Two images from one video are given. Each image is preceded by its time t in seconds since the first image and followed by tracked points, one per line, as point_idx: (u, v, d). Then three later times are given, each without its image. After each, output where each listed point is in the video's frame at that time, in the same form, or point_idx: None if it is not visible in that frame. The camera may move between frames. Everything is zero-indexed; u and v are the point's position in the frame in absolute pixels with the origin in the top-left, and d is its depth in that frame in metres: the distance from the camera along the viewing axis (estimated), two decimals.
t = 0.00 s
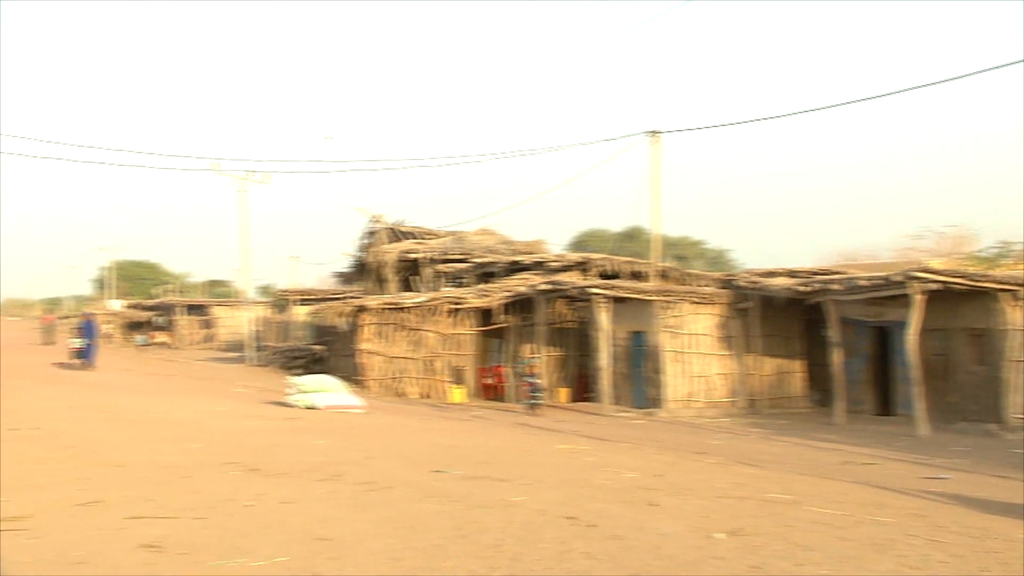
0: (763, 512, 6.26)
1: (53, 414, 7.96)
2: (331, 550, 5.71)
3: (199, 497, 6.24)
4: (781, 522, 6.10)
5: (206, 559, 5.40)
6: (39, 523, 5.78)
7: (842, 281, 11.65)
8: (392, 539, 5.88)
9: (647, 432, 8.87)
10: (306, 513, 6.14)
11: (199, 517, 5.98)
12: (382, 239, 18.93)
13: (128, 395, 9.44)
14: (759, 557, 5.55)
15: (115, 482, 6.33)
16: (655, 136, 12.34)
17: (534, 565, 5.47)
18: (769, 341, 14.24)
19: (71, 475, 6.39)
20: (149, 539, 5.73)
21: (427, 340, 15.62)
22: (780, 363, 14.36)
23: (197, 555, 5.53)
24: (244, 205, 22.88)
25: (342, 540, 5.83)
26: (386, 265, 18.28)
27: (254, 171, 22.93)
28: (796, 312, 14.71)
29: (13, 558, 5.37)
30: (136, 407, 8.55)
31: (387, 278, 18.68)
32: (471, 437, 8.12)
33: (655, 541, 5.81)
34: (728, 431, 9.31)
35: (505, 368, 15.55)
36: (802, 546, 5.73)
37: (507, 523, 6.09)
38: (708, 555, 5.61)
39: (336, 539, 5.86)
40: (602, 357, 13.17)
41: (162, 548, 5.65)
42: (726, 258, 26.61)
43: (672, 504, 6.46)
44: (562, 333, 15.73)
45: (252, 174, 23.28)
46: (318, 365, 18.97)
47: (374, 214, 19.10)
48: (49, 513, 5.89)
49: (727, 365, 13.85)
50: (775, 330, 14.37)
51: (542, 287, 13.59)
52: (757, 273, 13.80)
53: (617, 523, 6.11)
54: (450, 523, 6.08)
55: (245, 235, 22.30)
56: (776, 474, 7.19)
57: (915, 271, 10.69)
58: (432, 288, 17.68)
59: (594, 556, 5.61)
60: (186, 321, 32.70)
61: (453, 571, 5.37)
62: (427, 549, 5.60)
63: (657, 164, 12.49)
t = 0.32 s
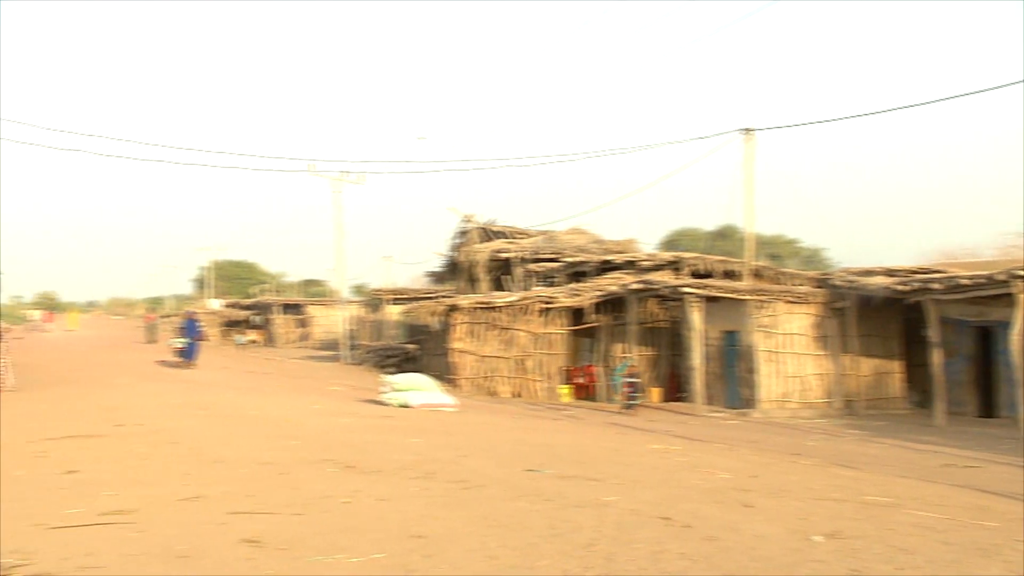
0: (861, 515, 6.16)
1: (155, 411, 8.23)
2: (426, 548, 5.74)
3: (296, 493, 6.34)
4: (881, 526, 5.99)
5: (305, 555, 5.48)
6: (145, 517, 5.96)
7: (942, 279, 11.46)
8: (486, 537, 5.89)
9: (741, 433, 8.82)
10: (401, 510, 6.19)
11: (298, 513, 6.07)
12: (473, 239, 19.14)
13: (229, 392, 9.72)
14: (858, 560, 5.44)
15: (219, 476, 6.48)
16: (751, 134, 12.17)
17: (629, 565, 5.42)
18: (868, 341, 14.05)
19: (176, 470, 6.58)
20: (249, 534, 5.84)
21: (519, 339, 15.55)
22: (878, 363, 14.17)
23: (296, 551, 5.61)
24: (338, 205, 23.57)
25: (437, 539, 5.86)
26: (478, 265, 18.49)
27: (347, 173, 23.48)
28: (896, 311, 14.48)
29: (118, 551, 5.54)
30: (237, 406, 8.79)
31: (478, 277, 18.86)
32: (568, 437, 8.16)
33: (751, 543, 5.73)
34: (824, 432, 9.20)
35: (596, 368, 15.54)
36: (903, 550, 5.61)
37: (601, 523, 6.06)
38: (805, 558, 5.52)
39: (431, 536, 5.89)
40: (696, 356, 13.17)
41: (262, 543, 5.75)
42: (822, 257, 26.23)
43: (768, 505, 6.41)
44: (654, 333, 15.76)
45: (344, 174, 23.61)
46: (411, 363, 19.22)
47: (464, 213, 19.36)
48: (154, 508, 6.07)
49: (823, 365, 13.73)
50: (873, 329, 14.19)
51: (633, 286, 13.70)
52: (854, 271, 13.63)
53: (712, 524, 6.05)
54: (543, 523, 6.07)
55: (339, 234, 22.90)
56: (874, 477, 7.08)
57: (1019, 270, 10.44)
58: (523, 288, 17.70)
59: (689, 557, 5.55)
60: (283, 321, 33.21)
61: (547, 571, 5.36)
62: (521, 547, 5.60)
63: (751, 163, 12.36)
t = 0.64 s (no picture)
0: (970, 519, 6.05)
1: (258, 410, 8.49)
2: (525, 546, 5.75)
3: (395, 490, 6.41)
4: (990, 531, 5.85)
5: (405, 551, 5.53)
6: (250, 513, 6.08)
7: None
8: (585, 536, 5.88)
9: (841, 434, 8.73)
10: (498, 508, 6.24)
11: (397, 510, 6.14)
12: (568, 238, 19.35)
13: (329, 392, 10.02)
14: (968, 566, 5.31)
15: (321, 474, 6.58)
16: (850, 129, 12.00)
17: (730, 566, 5.36)
18: (973, 341, 13.86)
19: (279, 468, 6.70)
20: (350, 530, 5.91)
21: (614, 339, 15.71)
22: (985, 364, 14.00)
23: (397, 548, 5.67)
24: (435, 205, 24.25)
25: (536, 537, 5.86)
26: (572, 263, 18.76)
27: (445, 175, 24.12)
28: (1003, 311, 14.27)
29: (224, 545, 5.67)
30: (341, 406, 9.05)
31: (572, 275, 19.08)
32: (666, 439, 8.17)
33: (854, 546, 5.63)
34: (928, 434, 9.05)
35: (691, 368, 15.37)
36: (1016, 556, 5.45)
37: (700, 523, 6.03)
38: (912, 562, 5.41)
39: (529, 535, 5.90)
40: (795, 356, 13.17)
41: (363, 539, 5.81)
42: (924, 254, 25.54)
43: (872, 508, 6.34)
44: (751, 333, 15.72)
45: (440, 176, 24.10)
46: (506, 363, 19.30)
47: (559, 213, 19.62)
48: (257, 505, 6.18)
49: (926, 366, 13.48)
50: (979, 329, 14.00)
51: (730, 285, 13.85)
52: (958, 269, 13.41)
53: (813, 526, 5.97)
54: (642, 522, 6.05)
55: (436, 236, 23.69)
56: (983, 481, 6.93)
57: None
58: (617, 286, 17.76)
59: (790, 559, 5.47)
60: (380, 318, 33.89)
61: (646, 571, 5.32)
62: (619, 547, 5.57)
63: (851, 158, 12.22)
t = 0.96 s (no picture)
0: None
1: (367, 410, 8.72)
2: (634, 546, 5.72)
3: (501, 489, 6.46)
4: None
5: (514, 549, 5.56)
6: (359, 509, 6.18)
7: None
8: (694, 537, 5.84)
9: (955, 437, 8.54)
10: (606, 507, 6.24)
11: (505, 509, 6.16)
12: (674, 236, 19.51)
13: (434, 391, 10.24)
14: None
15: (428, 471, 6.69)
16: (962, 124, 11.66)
17: (844, 569, 5.26)
18: None
19: (386, 465, 6.83)
20: (457, 528, 5.95)
21: (719, 338, 15.66)
22: None
23: (506, 546, 5.69)
24: (537, 203, 24.39)
25: (645, 537, 5.83)
26: (677, 262, 18.73)
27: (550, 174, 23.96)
28: None
29: (335, 540, 5.76)
30: (450, 405, 9.23)
31: (677, 274, 19.09)
32: (772, 439, 8.11)
33: (973, 552, 5.49)
34: None
35: (799, 367, 15.42)
36: None
37: (811, 525, 5.95)
38: None
39: (637, 535, 5.86)
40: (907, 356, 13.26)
41: (471, 537, 5.85)
42: None
43: (991, 513, 6.18)
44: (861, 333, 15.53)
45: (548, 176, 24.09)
46: (611, 363, 19.33)
47: (664, 212, 19.69)
48: (366, 501, 6.28)
49: None
50: None
51: (840, 283, 13.95)
52: None
53: (929, 531, 5.84)
54: (752, 524, 5.99)
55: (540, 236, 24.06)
56: None
57: None
58: (723, 285, 17.65)
59: (906, 563, 5.35)
60: (484, 317, 34.31)
61: (758, 572, 5.25)
62: (728, 548, 5.51)
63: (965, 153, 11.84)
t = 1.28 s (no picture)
0: None
1: (469, 409, 8.92)
2: (740, 547, 5.66)
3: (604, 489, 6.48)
4: None
5: (619, 548, 5.55)
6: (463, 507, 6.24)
7: None
8: (801, 539, 5.75)
9: None
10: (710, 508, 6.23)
11: (609, 508, 6.14)
12: (777, 235, 19.30)
13: (539, 392, 10.46)
14: None
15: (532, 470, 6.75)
16: None
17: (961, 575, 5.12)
18: None
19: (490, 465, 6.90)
20: (562, 527, 5.95)
21: (825, 338, 15.72)
22: None
23: (610, 545, 5.69)
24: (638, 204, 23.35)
25: (751, 539, 5.76)
26: (781, 261, 18.73)
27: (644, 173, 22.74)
28: None
29: (441, 538, 5.80)
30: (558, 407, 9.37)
31: (781, 272, 19.14)
32: (879, 441, 8.02)
33: None
34: None
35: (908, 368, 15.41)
36: None
37: (923, 529, 5.82)
38: None
39: (744, 536, 5.80)
40: None
41: (577, 536, 5.83)
42: None
43: None
44: (971, 332, 15.16)
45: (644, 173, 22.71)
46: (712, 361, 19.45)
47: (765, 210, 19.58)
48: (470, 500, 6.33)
49: None
50: None
51: (950, 283, 13.76)
52: None
53: None
54: (861, 526, 5.89)
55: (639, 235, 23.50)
56: None
57: None
58: (828, 284, 17.72)
59: None
60: (585, 316, 34.30)
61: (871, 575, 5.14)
62: (839, 551, 5.40)
63: None
